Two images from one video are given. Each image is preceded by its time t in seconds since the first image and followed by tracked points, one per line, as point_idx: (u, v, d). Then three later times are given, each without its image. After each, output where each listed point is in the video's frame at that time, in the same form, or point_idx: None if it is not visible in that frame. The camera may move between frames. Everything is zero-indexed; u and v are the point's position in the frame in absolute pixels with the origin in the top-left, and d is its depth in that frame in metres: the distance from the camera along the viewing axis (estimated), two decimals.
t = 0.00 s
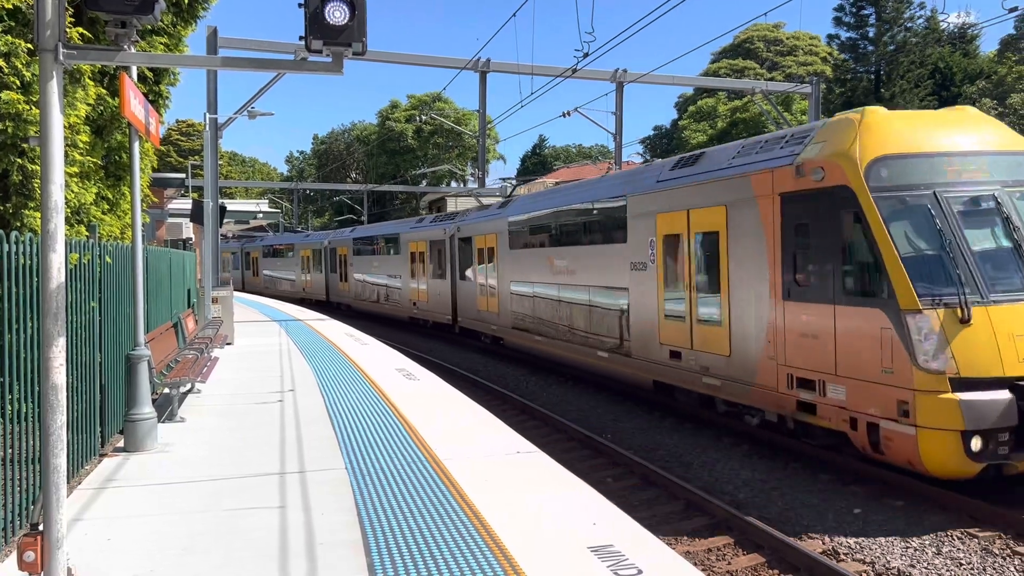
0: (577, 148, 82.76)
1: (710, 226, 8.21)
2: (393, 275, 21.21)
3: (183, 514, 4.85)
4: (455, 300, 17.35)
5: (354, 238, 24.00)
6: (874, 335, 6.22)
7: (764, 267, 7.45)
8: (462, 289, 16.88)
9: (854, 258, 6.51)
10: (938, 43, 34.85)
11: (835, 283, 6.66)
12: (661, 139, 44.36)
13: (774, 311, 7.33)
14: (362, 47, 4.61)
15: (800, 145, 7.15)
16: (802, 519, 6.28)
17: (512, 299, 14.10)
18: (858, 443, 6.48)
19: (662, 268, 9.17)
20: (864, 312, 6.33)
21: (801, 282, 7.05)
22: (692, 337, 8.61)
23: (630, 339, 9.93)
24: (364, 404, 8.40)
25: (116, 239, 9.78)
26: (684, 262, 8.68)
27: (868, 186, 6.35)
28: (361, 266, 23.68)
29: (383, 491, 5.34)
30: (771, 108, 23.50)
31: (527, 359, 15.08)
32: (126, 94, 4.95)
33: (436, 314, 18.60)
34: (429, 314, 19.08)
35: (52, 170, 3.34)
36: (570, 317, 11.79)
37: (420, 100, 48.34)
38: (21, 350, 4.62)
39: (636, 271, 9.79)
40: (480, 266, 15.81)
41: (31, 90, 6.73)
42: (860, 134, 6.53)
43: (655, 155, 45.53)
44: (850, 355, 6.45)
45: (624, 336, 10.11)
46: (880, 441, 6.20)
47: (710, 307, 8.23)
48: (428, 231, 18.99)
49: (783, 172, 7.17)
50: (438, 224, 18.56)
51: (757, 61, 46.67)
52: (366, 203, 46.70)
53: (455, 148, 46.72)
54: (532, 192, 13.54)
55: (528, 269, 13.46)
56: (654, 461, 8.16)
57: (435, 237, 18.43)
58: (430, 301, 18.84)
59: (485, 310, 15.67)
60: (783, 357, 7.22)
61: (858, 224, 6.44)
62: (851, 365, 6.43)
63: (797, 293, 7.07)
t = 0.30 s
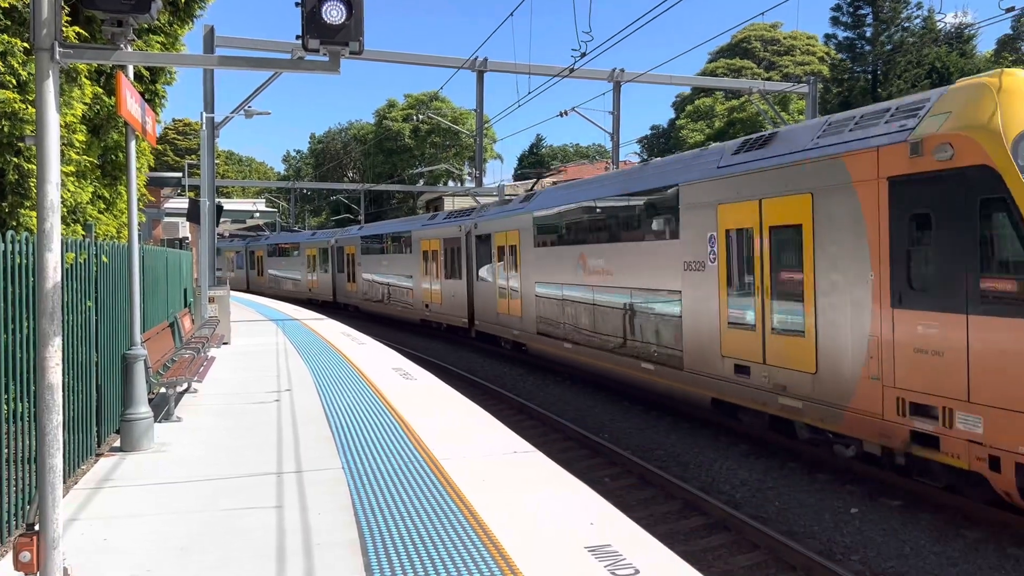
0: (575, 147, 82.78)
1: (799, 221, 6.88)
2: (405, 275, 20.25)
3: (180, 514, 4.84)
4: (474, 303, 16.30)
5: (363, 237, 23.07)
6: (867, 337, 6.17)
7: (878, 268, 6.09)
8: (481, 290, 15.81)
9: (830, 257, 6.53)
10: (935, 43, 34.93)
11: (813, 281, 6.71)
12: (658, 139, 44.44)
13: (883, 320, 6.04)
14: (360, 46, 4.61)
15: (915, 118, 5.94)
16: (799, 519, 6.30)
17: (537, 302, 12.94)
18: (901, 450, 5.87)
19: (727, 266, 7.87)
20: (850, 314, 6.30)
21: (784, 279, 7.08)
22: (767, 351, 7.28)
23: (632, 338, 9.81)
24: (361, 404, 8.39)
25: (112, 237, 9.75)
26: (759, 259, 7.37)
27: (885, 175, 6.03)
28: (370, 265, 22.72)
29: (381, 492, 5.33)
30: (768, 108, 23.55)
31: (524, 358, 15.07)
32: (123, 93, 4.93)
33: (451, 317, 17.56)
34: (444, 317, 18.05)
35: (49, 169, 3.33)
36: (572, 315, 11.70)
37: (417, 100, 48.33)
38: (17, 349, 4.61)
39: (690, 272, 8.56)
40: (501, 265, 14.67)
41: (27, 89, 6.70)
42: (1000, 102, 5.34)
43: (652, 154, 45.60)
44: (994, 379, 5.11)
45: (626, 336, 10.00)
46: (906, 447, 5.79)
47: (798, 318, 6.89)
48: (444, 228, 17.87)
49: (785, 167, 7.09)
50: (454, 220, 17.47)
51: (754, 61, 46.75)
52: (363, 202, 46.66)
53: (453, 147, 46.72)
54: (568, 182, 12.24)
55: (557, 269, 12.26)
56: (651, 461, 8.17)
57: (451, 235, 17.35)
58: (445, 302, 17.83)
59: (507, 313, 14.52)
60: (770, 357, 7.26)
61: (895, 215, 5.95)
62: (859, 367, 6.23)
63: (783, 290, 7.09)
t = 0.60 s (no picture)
0: (572, 147, 82.80)
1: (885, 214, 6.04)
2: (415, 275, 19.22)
3: (177, 514, 4.84)
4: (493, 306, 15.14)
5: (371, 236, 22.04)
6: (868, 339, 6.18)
7: (1022, 270, 5.09)
8: (501, 291, 14.65)
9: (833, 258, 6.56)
10: (933, 43, 35.00)
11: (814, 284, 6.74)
12: (655, 139, 44.50)
13: None
14: (357, 46, 4.62)
15: None
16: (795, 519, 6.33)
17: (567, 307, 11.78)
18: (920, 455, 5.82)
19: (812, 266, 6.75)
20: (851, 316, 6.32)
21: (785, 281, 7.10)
22: (867, 369, 6.20)
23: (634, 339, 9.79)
24: (358, 404, 8.37)
25: (107, 237, 9.73)
26: (853, 255, 6.33)
27: (898, 168, 5.98)
28: (378, 265, 21.67)
29: (377, 491, 5.33)
30: (765, 108, 23.56)
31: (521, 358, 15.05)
32: (119, 92, 4.92)
33: (467, 321, 16.42)
34: (459, 321, 16.90)
35: (45, 168, 3.33)
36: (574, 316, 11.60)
37: (414, 99, 48.31)
38: (14, 349, 4.61)
39: (762, 273, 7.42)
40: (524, 266, 13.48)
41: (23, 88, 6.69)
42: None
43: (649, 154, 45.65)
44: None
45: (630, 337, 9.94)
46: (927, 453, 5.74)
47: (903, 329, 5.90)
48: (459, 226, 16.70)
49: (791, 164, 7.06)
50: (469, 217, 16.29)
51: (751, 61, 46.81)
52: (360, 201, 46.60)
53: (450, 147, 46.69)
54: (599, 173, 11.13)
55: (589, 269, 11.07)
56: (648, 461, 8.18)
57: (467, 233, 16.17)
58: (460, 306, 16.70)
59: (531, 317, 13.34)
60: (772, 359, 7.29)
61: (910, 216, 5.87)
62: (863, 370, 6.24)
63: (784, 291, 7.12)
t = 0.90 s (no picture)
0: (568, 146, 82.81)
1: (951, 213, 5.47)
2: (428, 274, 18.21)
3: (174, 514, 4.83)
4: (516, 309, 14.01)
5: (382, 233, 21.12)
6: (863, 340, 6.19)
7: None
8: (525, 292, 13.53)
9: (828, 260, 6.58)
10: (929, 43, 35.07)
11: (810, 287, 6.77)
12: (652, 139, 44.56)
13: None
14: (354, 45, 4.62)
15: None
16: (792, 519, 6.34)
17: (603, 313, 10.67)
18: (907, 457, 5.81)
19: (935, 270, 5.57)
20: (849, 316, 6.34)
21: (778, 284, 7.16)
22: (1012, 396, 5.01)
23: (636, 338, 9.77)
24: (354, 404, 8.35)
25: (104, 237, 9.71)
26: (991, 253, 5.19)
27: (884, 165, 6.03)
28: (389, 264, 20.84)
29: (374, 491, 5.32)
30: (762, 107, 23.59)
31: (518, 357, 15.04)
32: (116, 91, 4.91)
33: (486, 324, 15.34)
34: (477, 324, 15.82)
35: (42, 167, 3.33)
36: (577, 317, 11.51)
37: (411, 98, 48.29)
38: (10, 348, 4.60)
39: (860, 274, 6.24)
40: (553, 266, 12.36)
41: (19, 87, 6.67)
42: None
43: (646, 154, 45.69)
44: None
45: (634, 337, 9.87)
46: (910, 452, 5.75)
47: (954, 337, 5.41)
48: (479, 223, 15.53)
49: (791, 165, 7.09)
50: (489, 213, 15.15)
51: (748, 61, 46.88)
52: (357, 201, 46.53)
53: (447, 146, 46.67)
54: (639, 162, 10.03)
55: (602, 269, 10.68)
56: (645, 460, 8.19)
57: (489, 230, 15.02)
58: (478, 307, 15.64)
59: (558, 322, 12.25)
60: (770, 360, 7.29)
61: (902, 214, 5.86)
62: (855, 372, 6.27)
63: (785, 291, 7.13)
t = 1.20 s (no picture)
0: (566, 147, 82.84)
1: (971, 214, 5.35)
2: (443, 275, 17.23)
3: (171, 514, 4.83)
4: (542, 313, 12.79)
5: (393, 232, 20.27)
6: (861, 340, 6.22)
7: None
8: (550, 295, 12.46)
9: (825, 260, 6.60)
10: (926, 43, 35.14)
11: (807, 287, 6.79)
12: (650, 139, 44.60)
13: None
14: (352, 45, 4.62)
15: None
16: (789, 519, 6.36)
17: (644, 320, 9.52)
18: (905, 458, 5.83)
19: None
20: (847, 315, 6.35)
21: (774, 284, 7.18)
22: None
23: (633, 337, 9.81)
24: (352, 404, 8.34)
25: (101, 236, 9.69)
26: None
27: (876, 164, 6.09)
28: (400, 265, 19.97)
29: (371, 491, 5.32)
30: (759, 107, 23.62)
31: (515, 356, 15.06)
32: (113, 90, 4.91)
33: (506, 329, 14.24)
34: (497, 329, 14.68)
35: (39, 167, 3.32)
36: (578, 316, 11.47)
37: (408, 99, 48.27)
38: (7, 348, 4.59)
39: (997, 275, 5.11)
40: (585, 267, 11.16)
41: (16, 86, 6.66)
42: None
43: (643, 154, 45.74)
44: None
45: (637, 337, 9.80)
46: (907, 452, 5.77)
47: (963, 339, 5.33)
48: (501, 219, 14.31)
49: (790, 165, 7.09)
50: (511, 209, 13.96)
51: (745, 61, 46.93)
52: (354, 201, 46.47)
53: (445, 146, 46.66)
54: (692, 148, 8.83)
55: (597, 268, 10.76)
56: (643, 460, 8.20)
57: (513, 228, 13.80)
58: (499, 311, 14.50)
59: (591, 328, 11.02)
60: (768, 359, 7.30)
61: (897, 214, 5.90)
62: (853, 373, 6.29)
63: (781, 291, 7.15)
